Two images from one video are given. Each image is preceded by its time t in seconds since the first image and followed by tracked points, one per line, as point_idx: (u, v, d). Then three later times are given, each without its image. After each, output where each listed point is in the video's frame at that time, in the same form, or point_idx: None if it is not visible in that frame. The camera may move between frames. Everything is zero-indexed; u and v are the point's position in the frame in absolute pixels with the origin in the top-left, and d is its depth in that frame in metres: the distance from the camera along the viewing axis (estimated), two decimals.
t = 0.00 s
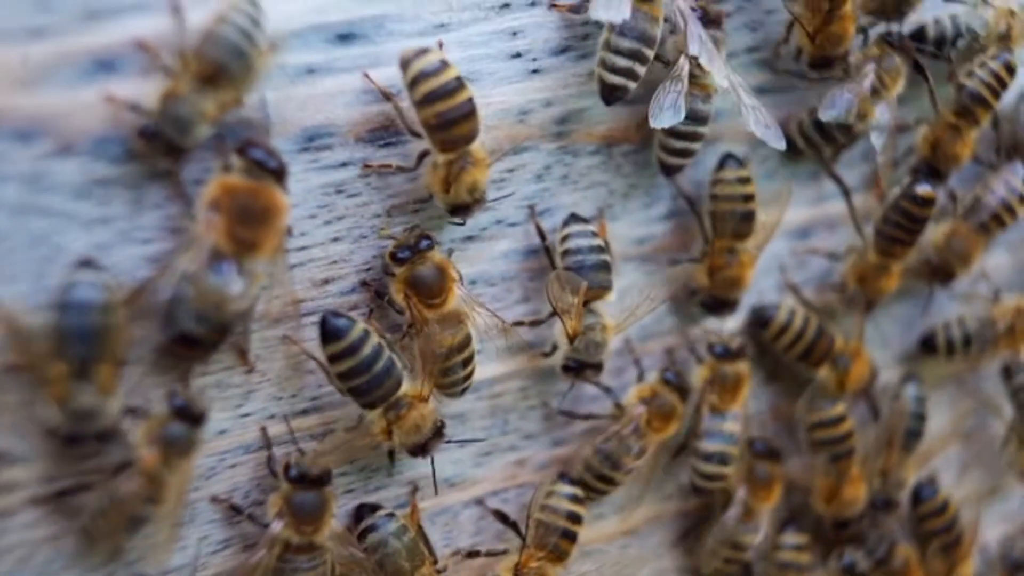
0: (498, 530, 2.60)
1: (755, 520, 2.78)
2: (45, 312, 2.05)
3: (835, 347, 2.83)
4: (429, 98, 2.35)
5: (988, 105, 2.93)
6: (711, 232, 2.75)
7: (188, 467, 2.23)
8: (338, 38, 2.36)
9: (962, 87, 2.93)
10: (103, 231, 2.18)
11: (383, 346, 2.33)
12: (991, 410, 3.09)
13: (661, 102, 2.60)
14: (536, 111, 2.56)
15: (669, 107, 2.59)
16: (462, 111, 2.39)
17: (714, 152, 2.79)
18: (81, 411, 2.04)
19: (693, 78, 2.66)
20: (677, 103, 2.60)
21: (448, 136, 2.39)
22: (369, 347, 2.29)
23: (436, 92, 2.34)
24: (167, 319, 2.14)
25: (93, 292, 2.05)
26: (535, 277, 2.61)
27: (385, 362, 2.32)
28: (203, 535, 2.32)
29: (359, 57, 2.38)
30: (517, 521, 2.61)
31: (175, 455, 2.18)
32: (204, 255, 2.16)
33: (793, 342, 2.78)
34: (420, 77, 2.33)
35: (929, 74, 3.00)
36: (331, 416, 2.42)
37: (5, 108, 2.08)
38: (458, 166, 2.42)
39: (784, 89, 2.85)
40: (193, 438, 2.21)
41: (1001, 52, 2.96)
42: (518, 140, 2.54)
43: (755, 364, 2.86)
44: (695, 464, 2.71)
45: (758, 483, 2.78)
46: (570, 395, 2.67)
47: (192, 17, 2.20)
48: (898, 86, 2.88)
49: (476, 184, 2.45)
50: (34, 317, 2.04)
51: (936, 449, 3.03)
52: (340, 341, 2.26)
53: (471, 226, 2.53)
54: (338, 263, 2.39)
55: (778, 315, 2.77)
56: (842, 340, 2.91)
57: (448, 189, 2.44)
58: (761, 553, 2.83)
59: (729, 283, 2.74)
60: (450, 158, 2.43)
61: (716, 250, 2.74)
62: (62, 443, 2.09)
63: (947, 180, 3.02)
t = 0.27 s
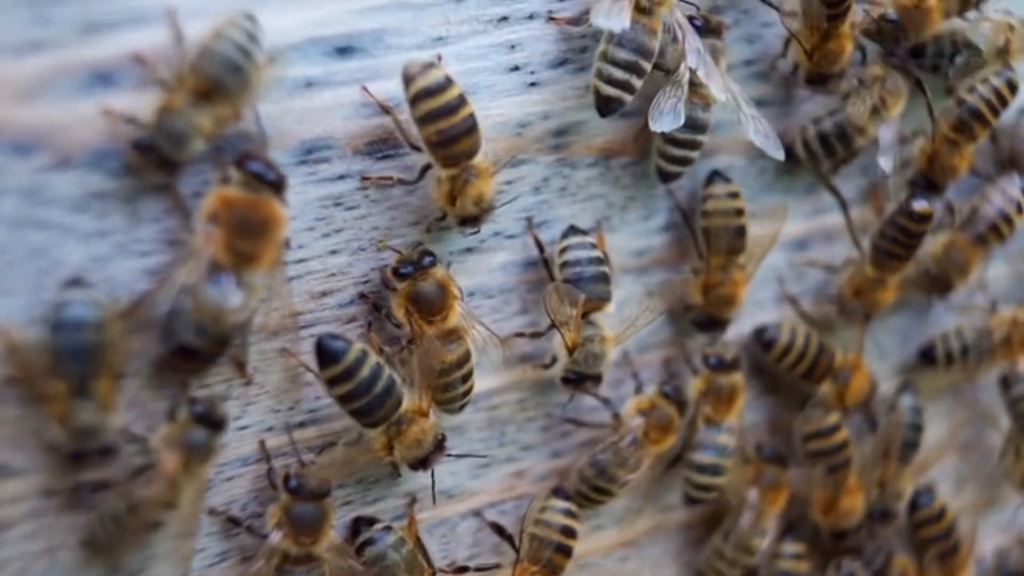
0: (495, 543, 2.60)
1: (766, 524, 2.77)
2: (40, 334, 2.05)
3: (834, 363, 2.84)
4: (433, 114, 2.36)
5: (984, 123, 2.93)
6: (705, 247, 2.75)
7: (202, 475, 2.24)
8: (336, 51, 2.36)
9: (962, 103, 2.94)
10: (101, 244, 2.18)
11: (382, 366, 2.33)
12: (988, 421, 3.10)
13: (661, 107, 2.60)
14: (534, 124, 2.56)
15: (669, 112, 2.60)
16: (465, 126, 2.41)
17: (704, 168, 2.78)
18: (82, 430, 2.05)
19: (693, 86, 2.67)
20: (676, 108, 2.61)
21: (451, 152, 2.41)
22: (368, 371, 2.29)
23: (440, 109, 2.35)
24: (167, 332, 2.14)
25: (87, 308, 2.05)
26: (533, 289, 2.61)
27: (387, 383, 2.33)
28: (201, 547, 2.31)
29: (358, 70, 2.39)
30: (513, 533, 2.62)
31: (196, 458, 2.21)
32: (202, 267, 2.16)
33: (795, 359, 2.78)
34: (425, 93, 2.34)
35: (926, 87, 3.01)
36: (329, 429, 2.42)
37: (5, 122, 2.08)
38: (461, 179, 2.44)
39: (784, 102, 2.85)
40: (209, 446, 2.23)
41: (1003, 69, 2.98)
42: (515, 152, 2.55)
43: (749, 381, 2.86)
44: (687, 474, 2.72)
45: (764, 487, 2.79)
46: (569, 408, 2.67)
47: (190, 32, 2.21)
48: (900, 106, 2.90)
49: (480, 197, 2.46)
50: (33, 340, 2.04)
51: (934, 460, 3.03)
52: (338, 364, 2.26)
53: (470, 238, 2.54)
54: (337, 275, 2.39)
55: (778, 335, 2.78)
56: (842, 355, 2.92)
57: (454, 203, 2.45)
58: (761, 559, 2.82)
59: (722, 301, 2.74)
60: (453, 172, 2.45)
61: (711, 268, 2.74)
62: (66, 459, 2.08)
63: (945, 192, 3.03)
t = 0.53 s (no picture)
0: (494, 553, 2.59)
1: (767, 534, 2.78)
2: (34, 348, 2.05)
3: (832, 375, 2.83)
4: (420, 119, 2.37)
5: (983, 132, 2.94)
6: (699, 257, 2.75)
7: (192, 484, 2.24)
8: (335, 62, 2.37)
9: (961, 113, 2.95)
10: (99, 255, 2.18)
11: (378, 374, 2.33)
12: (986, 431, 3.10)
13: (657, 114, 2.61)
14: (532, 134, 2.57)
15: (666, 120, 2.60)
16: (454, 129, 2.41)
17: (701, 177, 2.79)
18: (86, 441, 2.07)
19: (693, 95, 2.67)
20: (673, 116, 2.61)
21: (443, 156, 2.41)
22: (361, 378, 2.29)
23: (426, 113, 2.36)
24: (166, 341, 2.15)
25: (81, 321, 2.06)
26: (531, 299, 2.61)
27: (380, 391, 2.33)
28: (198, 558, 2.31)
29: (357, 81, 2.39)
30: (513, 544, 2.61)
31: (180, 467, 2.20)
32: (202, 276, 2.17)
33: (794, 373, 2.79)
34: (409, 98, 2.35)
35: (925, 97, 3.02)
36: (327, 440, 2.42)
37: (4, 133, 2.09)
38: (461, 188, 2.44)
39: (781, 113, 2.86)
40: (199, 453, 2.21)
41: (1002, 81, 2.99)
42: (513, 163, 2.56)
43: (748, 394, 2.87)
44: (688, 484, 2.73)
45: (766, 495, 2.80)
46: (567, 417, 2.67)
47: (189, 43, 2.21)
48: (900, 118, 2.91)
49: (479, 206, 2.46)
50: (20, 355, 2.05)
51: (934, 468, 3.03)
52: (329, 372, 2.27)
53: (468, 249, 2.54)
54: (334, 285, 2.39)
55: (777, 351, 2.78)
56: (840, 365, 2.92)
57: (454, 213, 2.46)
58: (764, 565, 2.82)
59: (716, 310, 2.74)
60: (451, 178, 2.45)
61: (705, 276, 2.75)
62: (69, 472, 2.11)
63: (943, 202, 3.03)
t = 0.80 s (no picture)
0: (492, 563, 2.60)
1: (766, 545, 2.79)
2: (34, 359, 2.07)
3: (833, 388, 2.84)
4: (424, 133, 2.37)
5: (983, 143, 2.94)
6: (699, 262, 2.75)
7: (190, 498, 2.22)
8: (335, 73, 2.38)
9: (961, 123, 2.95)
10: (98, 265, 2.18)
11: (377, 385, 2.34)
12: (986, 442, 3.10)
13: (658, 120, 2.60)
14: (531, 144, 2.57)
15: (665, 126, 2.60)
16: (458, 142, 2.41)
17: (701, 188, 2.79)
18: (89, 452, 2.09)
19: (693, 105, 2.68)
20: (673, 123, 2.60)
21: (448, 170, 2.41)
22: (357, 389, 2.30)
23: (429, 127, 2.36)
24: (166, 350, 2.16)
25: (83, 337, 2.06)
26: (530, 309, 2.61)
27: (377, 401, 2.33)
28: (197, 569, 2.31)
29: (356, 92, 2.40)
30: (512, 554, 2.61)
31: (178, 483, 2.19)
32: (201, 286, 2.17)
33: (792, 384, 2.79)
34: (412, 113, 2.35)
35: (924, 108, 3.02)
36: (326, 450, 2.41)
37: (4, 144, 2.10)
38: (463, 200, 2.45)
39: (780, 123, 2.87)
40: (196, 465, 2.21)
41: (1001, 92, 2.99)
42: (512, 173, 2.56)
43: (751, 403, 2.86)
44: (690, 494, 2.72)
45: (763, 507, 2.80)
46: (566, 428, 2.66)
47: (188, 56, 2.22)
48: (901, 127, 2.92)
49: (480, 218, 2.47)
50: (19, 366, 2.07)
51: (933, 479, 3.03)
52: (327, 382, 2.28)
53: (467, 259, 2.54)
54: (333, 296, 2.39)
55: (778, 359, 2.78)
56: (839, 376, 2.91)
57: (454, 224, 2.46)
58: None
59: (711, 313, 2.73)
60: (454, 192, 2.45)
61: (703, 280, 2.75)
62: (70, 483, 2.14)
63: (943, 213, 3.04)
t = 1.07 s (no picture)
0: None
1: (766, 557, 2.81)
2: (33, 373, 2.06)
3: (832, 400, 2.85)
4: (420, 146, 2.37)
5: (980, 153, 2.94)
6: (695, 263, 2.75)
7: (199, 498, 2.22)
8: (333, 85, 2.38)
9: (957, 134, 2.95)
10: (97, 277, 2.18)
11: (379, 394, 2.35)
12: (985, 454, 3.10)
13: (658, 132, 2.61)
14: (529, 157, 2.57)
15: (665, 138, 2.61)
16: (455, 153, 2.41)
17: (700, 200, 2.80)
18: (90, 467, 2.07)
19: (692, 118, 2.68)
20: (672, 134, 2.61)
21: (446, 179, 2.41)
22: (359, 395, 2.29)
23: (425, 141, 2.36)
24: (166, 363, 2.15)
25: (80, 352, 2.05)
26: (529, 321, 2.61)
27: (378, 410, 2.32)
28: None
29: (354, 104, 2.40)
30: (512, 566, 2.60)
31: (178, 487, 2.18)
32: (201, 296, 2.16)
33: (790, 397, 2.80)
34: (409, 126, 2.35)
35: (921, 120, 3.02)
36: (326, 463, 2.40)
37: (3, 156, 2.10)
38: (461, 210, 2.44)
39: (778, 135, 2.87)
40: (197, 469, 2.21)
41: (997, 102, 2.99)
42: (510, 185, 2.56)
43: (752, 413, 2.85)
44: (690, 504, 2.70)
45: (765, 520, 2.80)
46: (563, 440, 2.65)
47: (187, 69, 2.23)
48: (900, 137, 2.93)
49: (479, 228, 2.47)
50: (16, 380, 2.05)
51: (931, 491, 3.03)
52: (328, 392, 2.27)
53: (465, 271, 2.54)
54: (332, 308, 2.39)
55: (776, 370, 2.78)
56: (840, 393, 2.92)
57: (452, 233, 2.46)
58: None
59: (709, 321, 2.73)
60: (454, 202, 2.45)
61: (699, 285, 2.74)
62: (74, 498, 2.12)
63: (940, 225, 3.04)
